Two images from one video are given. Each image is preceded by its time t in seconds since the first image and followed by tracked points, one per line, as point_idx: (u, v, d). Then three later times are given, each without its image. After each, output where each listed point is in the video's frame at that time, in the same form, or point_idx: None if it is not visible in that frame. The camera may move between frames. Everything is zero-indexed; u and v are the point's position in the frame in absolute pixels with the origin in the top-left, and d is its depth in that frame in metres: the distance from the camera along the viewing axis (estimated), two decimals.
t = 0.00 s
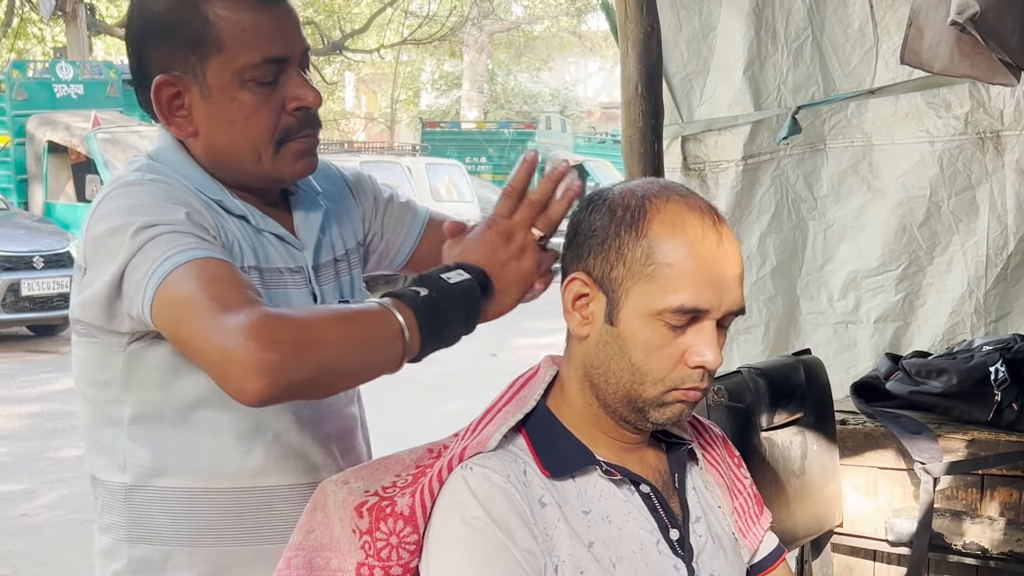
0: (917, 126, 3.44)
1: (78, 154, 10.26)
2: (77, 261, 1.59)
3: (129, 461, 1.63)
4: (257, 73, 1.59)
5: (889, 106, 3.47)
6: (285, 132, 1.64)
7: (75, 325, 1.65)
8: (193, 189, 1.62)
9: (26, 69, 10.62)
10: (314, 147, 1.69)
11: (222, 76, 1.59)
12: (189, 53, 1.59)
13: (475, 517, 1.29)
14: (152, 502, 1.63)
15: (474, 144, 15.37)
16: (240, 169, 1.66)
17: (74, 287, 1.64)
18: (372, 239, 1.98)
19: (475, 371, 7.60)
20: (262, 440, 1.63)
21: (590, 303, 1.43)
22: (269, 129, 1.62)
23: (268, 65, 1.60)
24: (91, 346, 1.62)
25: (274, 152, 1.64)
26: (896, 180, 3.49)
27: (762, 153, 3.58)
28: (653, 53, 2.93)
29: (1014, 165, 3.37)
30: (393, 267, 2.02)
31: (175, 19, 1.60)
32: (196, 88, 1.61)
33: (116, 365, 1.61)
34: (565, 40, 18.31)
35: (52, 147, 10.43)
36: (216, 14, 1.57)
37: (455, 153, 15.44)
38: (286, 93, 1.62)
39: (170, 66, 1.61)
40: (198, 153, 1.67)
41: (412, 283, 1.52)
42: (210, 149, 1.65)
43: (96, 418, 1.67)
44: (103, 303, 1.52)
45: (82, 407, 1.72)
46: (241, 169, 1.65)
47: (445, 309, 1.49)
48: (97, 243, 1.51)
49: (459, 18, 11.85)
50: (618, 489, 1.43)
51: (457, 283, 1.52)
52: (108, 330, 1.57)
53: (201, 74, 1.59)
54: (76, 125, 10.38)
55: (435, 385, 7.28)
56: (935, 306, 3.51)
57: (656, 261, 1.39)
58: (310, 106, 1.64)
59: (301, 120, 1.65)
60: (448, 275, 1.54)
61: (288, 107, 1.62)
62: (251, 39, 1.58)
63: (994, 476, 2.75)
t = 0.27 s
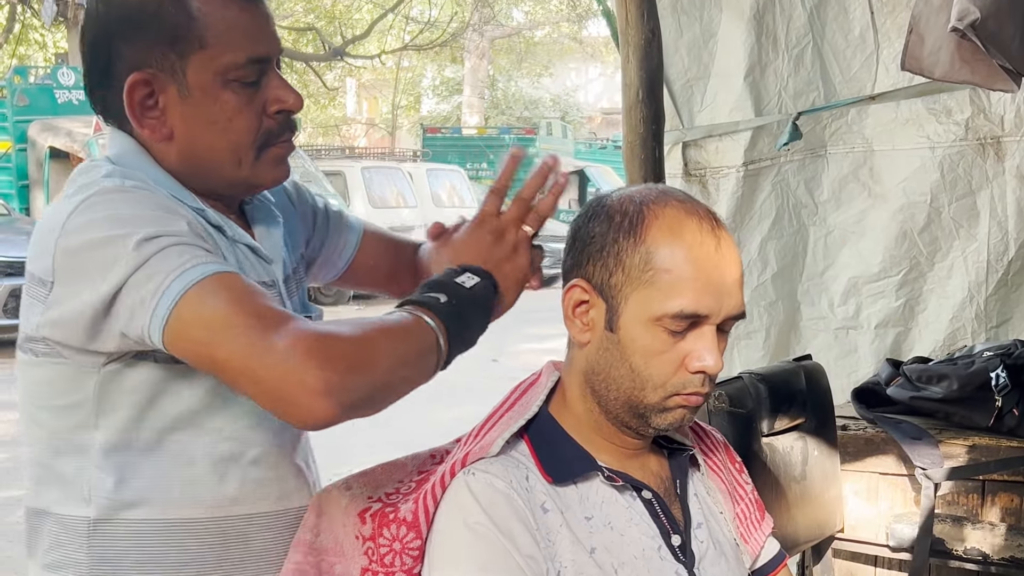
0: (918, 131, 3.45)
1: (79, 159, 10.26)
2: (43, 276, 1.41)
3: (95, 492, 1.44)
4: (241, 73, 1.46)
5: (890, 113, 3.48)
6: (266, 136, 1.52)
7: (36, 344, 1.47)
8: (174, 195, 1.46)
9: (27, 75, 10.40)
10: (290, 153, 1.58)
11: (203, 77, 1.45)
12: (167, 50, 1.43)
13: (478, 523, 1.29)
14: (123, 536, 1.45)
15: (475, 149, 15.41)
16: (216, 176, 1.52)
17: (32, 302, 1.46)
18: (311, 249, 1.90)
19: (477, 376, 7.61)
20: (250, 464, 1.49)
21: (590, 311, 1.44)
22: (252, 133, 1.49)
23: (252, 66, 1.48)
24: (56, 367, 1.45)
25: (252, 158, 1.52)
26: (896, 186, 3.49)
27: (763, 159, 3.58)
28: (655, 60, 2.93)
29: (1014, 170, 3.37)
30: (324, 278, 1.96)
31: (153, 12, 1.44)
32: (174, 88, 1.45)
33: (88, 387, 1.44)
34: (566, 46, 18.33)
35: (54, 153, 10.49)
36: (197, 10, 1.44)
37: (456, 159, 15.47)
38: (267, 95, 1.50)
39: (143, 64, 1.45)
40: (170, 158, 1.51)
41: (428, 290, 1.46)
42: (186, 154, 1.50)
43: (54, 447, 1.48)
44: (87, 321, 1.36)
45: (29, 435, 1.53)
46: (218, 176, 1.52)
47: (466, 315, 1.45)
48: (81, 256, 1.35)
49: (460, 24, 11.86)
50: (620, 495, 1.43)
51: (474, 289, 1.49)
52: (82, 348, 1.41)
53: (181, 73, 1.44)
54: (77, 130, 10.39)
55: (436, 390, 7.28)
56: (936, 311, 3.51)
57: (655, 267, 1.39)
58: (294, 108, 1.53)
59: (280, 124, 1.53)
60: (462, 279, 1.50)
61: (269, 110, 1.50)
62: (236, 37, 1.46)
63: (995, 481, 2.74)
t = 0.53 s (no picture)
0: (917, 136, 3.46)
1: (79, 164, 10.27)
2: (26, 277, 1.24)
3: (82, 511, 1.30)
4: (237, 66, 1.32)
5: (889, 118, 3.49)
6: (255, 134, 1.37)
7: (15, 349, 1.30)
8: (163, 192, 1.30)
9: (27, 80, 10.43)
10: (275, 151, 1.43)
11: (198, 68, 1.30)
12: (159, 40, 1.28)
13: (478, 527, 1.29)
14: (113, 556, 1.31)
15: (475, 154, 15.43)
16: (202, 175, 1.36)
17: (3, 305, 1.28)
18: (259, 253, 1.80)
19: (476, 381, 7.61)
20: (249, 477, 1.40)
21: (589, 314, 1.44)
22: (243, 131, 1.35)
23: (246, 58, 1.33)
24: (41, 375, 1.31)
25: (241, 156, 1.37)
26: (896, 191, 3.50)
27: (762, 163, 3.59)
28: (653, 66, 2.94)
29: (1013, 175, 3.38)
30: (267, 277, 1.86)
31: None
32: (164, 80, 1.29)
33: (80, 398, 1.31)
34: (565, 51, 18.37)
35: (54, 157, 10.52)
36: None
37: (456, 163, 15.48)
38: (259, 90, 1.36)
39: (131, 53, 1.28)
40: (154, 155, 1.34)
41: (442, 288, 1.36)
42: (173, 150, 1.34)
43: (25, 462, 1.33)
44: (86, 325, 1.22)
45: None
46: (204, 175, 1.36)
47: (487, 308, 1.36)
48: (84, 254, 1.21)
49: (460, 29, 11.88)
50: (620, 498, 1.44)
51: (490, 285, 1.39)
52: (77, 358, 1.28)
53: (174, 64, 1.29)
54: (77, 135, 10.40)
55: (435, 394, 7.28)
56: (935, 316, 3.51)
57: (653, 269, 1.40)
58: (285, 107, 1.39)
59: (271, 121, 1.39)
60: (479, 274, 1.39)
61: (261, 106, 1.36)
62: (231, 27, 1.32)
63: (995, 486, 2.75)
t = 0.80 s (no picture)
0: (915, 139, 3.46)
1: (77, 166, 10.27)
2: (35, 288, 1.18)
3: (102, 527, 1.24)
4: (239, 71, 1.31)
5: (887, 121, 3.48)
6: (254, 140, 1.36)
7: (22, 363, 1.24)
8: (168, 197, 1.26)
9: (26, 83, 10.47)
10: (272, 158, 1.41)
11: (201, 71, 1.27)
12: (161, 42, 1.25)
13: (481, 528, 1.29)
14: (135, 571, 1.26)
15: (473, 157, 15.43)
16: (198, 180, 1.34)
17: (7, 318, 1.22)
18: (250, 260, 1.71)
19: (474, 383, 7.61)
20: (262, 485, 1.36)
21: (606, 314, 1.44)
22: (243, 136, 1.33)
23: (247, 63, 1.32)
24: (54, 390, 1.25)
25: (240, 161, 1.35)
26: (894, 194, 3.50)
27: (760, 166, 3.59)
28: (651, 69, 2.94)
29: (1012, 178, 3.38)
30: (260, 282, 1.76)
31: None
32: (166, 82, 1.26)
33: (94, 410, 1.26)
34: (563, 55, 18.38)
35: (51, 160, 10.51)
36: None
37: (454, 166, 15.48)
38: (260, 96, 1.34)
39: (132, 54, 1.25)
40: (152, 160, 1.32)
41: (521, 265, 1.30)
42: (170, 154, 1.31)
43: (36, 479, 1.25)
44: (101, 340, 1.17)
45: None
46: (201, 181, 1.34)
47: (562, 291, 1.29)
48: (102, 265, 1.16)
49: (458, 31, 11.88)
50: (622, 502, 1.43)
51: (570, 264, 1.31)
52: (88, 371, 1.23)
53: (175, 66, 1.26)
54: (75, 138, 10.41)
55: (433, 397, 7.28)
56: (933, 318, 3.51)
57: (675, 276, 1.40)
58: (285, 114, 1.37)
59: (269, 127, 1.37)
60: (560, 253, 1.31)
61: (261, 113, 1.34)
62: (234, 31, 1.30)
63: (994, 489, 2.75)
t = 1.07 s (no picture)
0: (911, 141, 3.45)
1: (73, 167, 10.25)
2: (70, 305, 1.12)
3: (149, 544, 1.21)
4: (250, 70, 1.27)
5: (884, 122, 3.48)
6: (264, 140, 1.33)
7: (61, 381, 1.17)
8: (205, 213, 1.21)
9: (23, 83, 10.26)
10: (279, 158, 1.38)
11: (216, 72, 1.24)
12: (173, 42, 1.21)
13: (475, 527, 1.31)
14: None
15: (470, 158, 15.43)
16: (211, 184, 1.30)
17: (42, 335, 1.16)
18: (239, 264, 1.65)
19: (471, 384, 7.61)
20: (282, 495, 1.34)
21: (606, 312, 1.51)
22: (256, 137, 1.30)
23: (257, 61, 1.29)
24: (94, 408, 1.19)
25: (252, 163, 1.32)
26: (890, 196, 3.50)
27: (757, 168, 3.61)
28: (648, 70, 2.93)
29: (1008, 180, 3.38)
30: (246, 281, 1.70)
31: None
32: (180, 83, 1.23)
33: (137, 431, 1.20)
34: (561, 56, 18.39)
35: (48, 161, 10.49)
36: None
37: (452, 167, 15.49)
38: (270, 95, 1.31)
39: (144, 56, 1.21)
40: (167, 165, 1.27)
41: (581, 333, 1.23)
42: (184, 158, 1.27)
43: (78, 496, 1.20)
44: (147, 367, 1.12)
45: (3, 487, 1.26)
46: (213, 184, 1.30)
47: (624, 369, 1.22)
48: (138, 290, 1.09)
49: (454, 32, 11.87)
50: (619, 502, 1.43)
51: (637, 339, 1.25)
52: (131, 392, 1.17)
53: (190, 67, 1.22)
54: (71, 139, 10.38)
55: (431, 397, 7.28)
56: (930, 320, 3.52)
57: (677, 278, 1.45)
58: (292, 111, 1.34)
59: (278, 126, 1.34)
60: (625, 326, 1.25)
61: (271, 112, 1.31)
62: (245, 28, 1.27)
63: (989, 491, 2.75)
